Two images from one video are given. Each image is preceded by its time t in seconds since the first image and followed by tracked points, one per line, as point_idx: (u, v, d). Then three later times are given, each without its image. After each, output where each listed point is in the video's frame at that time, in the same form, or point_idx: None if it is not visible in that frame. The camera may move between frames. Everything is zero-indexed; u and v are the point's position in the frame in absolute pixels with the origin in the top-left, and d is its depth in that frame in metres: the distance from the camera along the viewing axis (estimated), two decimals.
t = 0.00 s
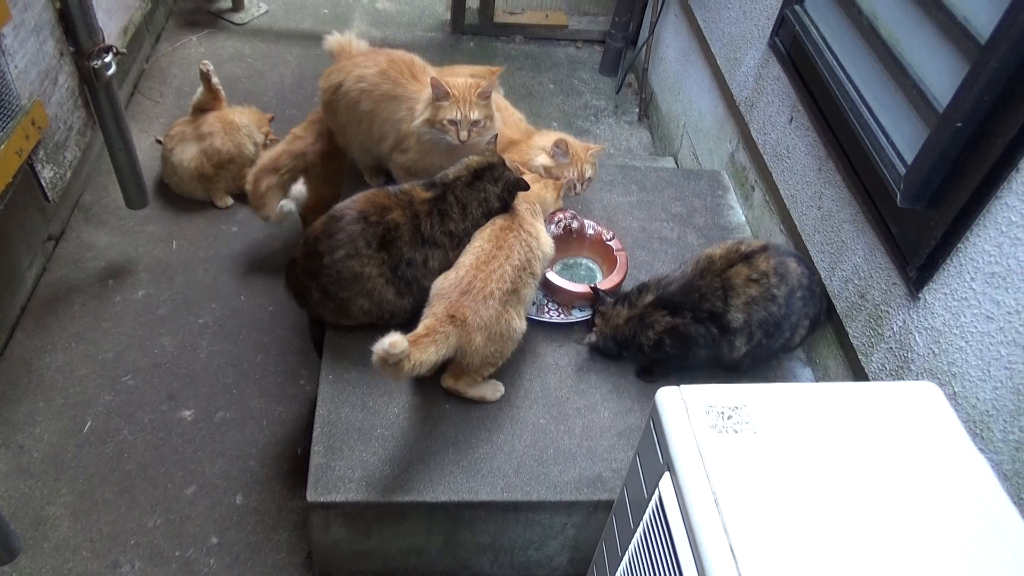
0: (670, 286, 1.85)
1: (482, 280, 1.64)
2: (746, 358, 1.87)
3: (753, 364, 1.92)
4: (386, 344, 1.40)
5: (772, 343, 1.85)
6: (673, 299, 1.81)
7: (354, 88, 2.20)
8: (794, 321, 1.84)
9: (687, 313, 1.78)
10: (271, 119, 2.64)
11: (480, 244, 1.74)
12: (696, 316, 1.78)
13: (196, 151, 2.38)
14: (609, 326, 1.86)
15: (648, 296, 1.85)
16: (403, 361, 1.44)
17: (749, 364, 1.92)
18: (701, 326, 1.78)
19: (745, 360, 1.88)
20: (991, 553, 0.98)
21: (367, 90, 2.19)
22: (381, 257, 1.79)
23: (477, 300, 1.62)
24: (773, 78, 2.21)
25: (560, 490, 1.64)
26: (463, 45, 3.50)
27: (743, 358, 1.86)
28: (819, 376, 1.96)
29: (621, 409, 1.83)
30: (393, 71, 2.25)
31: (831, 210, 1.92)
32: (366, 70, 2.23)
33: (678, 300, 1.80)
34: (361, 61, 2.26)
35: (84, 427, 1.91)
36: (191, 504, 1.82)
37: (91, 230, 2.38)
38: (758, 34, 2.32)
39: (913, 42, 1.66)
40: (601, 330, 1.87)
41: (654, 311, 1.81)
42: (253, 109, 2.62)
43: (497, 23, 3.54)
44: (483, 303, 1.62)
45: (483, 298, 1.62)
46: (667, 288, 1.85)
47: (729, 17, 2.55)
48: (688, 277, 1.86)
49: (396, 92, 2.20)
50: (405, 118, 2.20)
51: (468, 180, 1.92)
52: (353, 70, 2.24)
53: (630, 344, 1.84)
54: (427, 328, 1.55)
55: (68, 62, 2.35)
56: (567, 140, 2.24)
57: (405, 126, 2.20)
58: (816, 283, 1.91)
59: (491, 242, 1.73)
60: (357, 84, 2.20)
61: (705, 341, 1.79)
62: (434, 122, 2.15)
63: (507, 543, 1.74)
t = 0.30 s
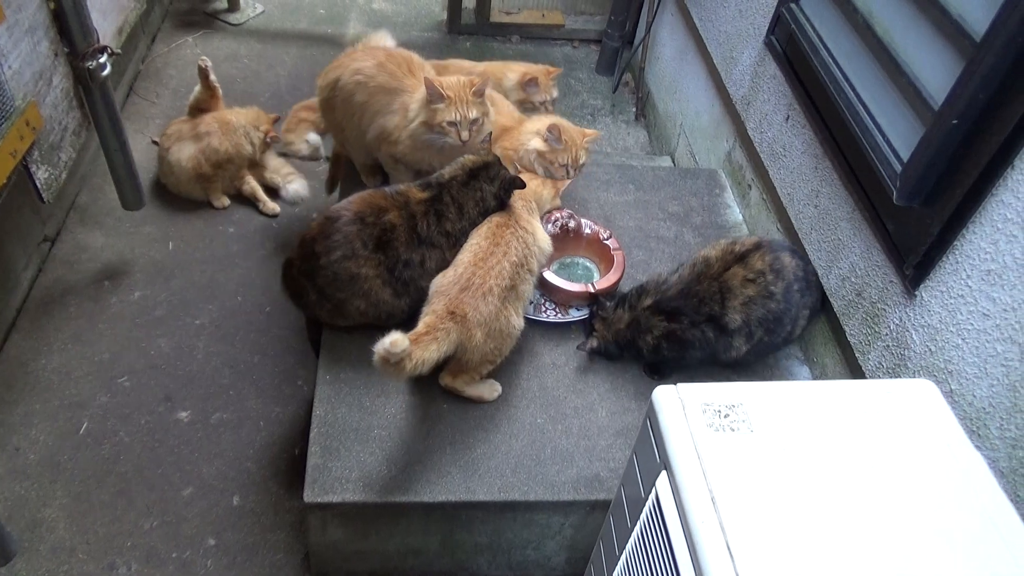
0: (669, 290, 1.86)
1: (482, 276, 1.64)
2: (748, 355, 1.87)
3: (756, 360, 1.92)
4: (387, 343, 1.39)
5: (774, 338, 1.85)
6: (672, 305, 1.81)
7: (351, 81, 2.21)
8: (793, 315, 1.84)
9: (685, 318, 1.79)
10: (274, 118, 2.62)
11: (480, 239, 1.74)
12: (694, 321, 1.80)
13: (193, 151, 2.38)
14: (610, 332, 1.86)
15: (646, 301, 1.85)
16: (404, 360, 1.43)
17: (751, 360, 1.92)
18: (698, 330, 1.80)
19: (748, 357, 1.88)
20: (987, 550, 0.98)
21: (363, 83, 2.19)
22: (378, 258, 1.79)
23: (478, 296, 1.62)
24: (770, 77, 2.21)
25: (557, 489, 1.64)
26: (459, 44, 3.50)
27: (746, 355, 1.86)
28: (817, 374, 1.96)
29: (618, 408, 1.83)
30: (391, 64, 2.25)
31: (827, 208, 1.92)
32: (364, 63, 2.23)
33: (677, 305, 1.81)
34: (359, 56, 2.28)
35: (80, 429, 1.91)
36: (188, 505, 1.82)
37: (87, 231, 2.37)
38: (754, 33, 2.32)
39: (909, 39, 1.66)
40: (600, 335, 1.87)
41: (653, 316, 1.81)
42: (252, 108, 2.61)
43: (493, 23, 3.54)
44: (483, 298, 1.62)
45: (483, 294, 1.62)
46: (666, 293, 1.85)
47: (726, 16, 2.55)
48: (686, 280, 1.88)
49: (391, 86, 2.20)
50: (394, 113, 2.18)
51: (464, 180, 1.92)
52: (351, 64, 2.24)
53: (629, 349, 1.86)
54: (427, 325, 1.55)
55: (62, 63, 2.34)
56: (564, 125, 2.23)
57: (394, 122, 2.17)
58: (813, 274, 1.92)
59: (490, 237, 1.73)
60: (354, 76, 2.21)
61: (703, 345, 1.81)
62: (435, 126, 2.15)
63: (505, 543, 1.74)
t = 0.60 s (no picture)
0: (666, 292, 1.86)
1: (480, 276, 1.64)
2: (746, 356, 1.87)
3: (754, 361, 1.92)
4: (386, 346, 1.39)
5: (772, 340, 1.85)
6: (669, 306, 1.81)
7: (347, 79, 2.22)
8: (792, 316, 1.84)
9: (683, 319, 1.80)
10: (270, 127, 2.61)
11: (477, 239, 1.74)
12: (692, 320, 1.80)
13: (190, 153, 2.37)
14: (612, 338, 1.85)
15: (643, 304, 1.85)
16: (403, 363, 1.43)
17: (749, 361, 1.92)
18: (695, 330, 1.80)
19: (747, 358, 1.88)
20: (985, 550, 0.98)
21: (358, 81, 2.21)
22: (374, 259, 1.78)
23: (476, 296, 1.61)
24: (766, 77, 2.21)
25: (555, 490, 1.64)
26: (457, 45, 3.50)
27: (744, 357, 1.87)
28: (814, 373, 1.96)
29: (616, 409, 1.82)
30: (385, 63, 2.25)
31: (825, 208, 1.92)
32: (360, 61, 2.24)
33: (674, 306, 1.81)
34: (357, 53, 2.29)
35: (76, 431, 1.90)
36: (185, 508, 1.81)
37: (84, 233, 2.37)
38: (751, 33, 2.32)
39: (905, 39, 1.66)
40: (602, 343, 1.86)
41: (651, 317, 1.82)
42: (249, 113, 2.60)
43: (490, 24, 3.54)
44: (481, 299, 1.62)
45: (481, 294, 1.62)
46: (663, 293, 1.86)
47: (722, 16, 2.55)
48: (684, 281, 1.88)
49: (384, 85, 2.20)
50: (389, 113, 2.18)
51: (461, 180, 1.92)
52: (348, 62, 2.26)
53: (626, 351, 1.86)
54: (425, 327, 1.54)
55: (58, 65, 2.33)
56: (567, 120, 2.18)
57: (388, 123, 2.18)
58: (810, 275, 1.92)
59: (488, 237, 1.73)
60: (349, 74, 2.22)
61: (700, 345, 1.81)
62: (448, 132, 2.13)
63: (503, 544, 1.74)
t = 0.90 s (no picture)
0: (668, 287, 1.87)
1: (476, 277, 1.64)
2: (745, 357, 1.87)
3: (753, 362, 1.92)
4: (381, 352, 1.38)
5: (772, 342, 1.85)
6: (668, 301, 1.83)
7: (344, 79, 2.22)
8: (793, 319, 1.84)
9: (682, 315, 1.81)
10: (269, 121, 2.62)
11: (473, 239, 1.73)
12: (691, 317, 1.81)
13: (187, 153, 2.37)
14: (616, 338, 1.87)
15: (644, 299, 1.87)
16: (400, 369, 1.42)
17: (750, 361, 1.92)
18: (694, 328, 1.81)
19: (746, 359, 1.88)
20: (983, 549, 0.98)
21: (355, 81, 2.20)
22: (372, 259, 1.79)
23: (471, 299, 1.61)
24: (764, 76, 2.22)
25: (553, 489, 1.64)
26: (455, 45, 3.49)
27: (743, 358, 1.87)
28: (812, 372, 1.96)
29: (614, 408, 1.83)
30: (383, 64, 2.23)
31: (822, 206, 1.92)
32: (358, 61, 2.23)
33: (673, 302, 1.82)
34: (356, 53, 2.28)
35: (74, 431, 1.90)
36: (183, 507, 1.81)
37: (81, 233, 2.37)
38: (749, 32, 2.33)
39: (903, 38, 1.66)
40: (608, 347, 1.89)
41: (651, 313, 1.83)
42: (247, 111, 2.60)
43: (488, 23, 3.54)
44: (476, 301, 1.61)
45: (477, 296, 1.62)
46: (665, 289, 1.87)
47: (720, 16, 2.55)
48: (686, 278, 1.88)
49: (381, 86, 2.19)
50: (387, 115, 2.17)
51: (458, 178, 1.93)
52: (346, 62, 2.26)
53: (628, 349, 1.88)
54: (421, 330, 1.54)
55: (55, 65, 2.33)
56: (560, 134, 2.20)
57: (387, 126, 2.18)
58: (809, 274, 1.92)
59: (484, 237, 1.73)
60: (347, 74, 2.22)
61: (698, 343, 1.82)
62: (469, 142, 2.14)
63: (501, 543, 1.74)
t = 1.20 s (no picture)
0: (672, 287, 1.87)
1: (468, 286, 1.61)
2: (747, 356, 1.88)
3: (756, 361, 1.92)
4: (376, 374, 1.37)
5: (774, 341, 1.85)
6: (673, 300, 1.83)
7: (342, 81, 2.22)
8: (796, 318, 1.84)
9: (683, 313, 1.80)
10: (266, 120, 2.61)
11: (465, 243, 1.69)
12: (693, 316, 1.81)
13: (187, 152, 2.37)
14: (621, 334, 1.89)
15: (648, 297, 1.88)
16: (394, 390, 1.40)
17: (752, 361, 1.92)
18: (696, 327, 1.81)
19: (748, 359, 1.88)
20: (984, 551, 0.98)
21: (352, 83, 2.20)
22: (370, 259, 1.79)
23: (463, 308, 1.58)
24: (763, 75, 2.22)
25: (553, 489, 1.64)
26: (453, 44, 3.49)
27: (745, 357, 1.87)
28: (812, 371, 1.96)
29: (613, 407, 1.83)
30: (379, 64, 2.22)
31: (821, 205, 1.92)
32: (355, 62, 2.23)
33: (677, 300, 1.82)
34: (352, 54, 2.27)
35: (72, 431, 1.90)
36: (182, 507, 1.81)
37: (79, 233, 2.36)
38: (747, 32, 2.33)
39: (901, 37, 1.66)
40: (614, 342, 1.90)
41: (654, 310, 1.84)
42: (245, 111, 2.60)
43: (487, 23, 3.54)
44: (469, 310, 1.59)
45: (469, 306, 1.59)
46: (669, 287, 1.88)
47: (719, 15, 2.55)
48: (689, 277, 1.89)
49: (378, 88, 2.18)
50: (389, 116, 2.17)
51: (455, 177, 1.94)
52: (343, 63, 2.25)
53: (630, 345, 1.89)
54: (414, 344, 1.52)
55: (53, 64, 2.32)
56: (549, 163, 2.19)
57: (390, 128, 2.18)
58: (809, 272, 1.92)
59: (476, 241, 1.68)
60: (344, 76, 2.22)
61: (699, 341, 1.82)
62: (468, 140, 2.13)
63: (500, 543, 1.74)
